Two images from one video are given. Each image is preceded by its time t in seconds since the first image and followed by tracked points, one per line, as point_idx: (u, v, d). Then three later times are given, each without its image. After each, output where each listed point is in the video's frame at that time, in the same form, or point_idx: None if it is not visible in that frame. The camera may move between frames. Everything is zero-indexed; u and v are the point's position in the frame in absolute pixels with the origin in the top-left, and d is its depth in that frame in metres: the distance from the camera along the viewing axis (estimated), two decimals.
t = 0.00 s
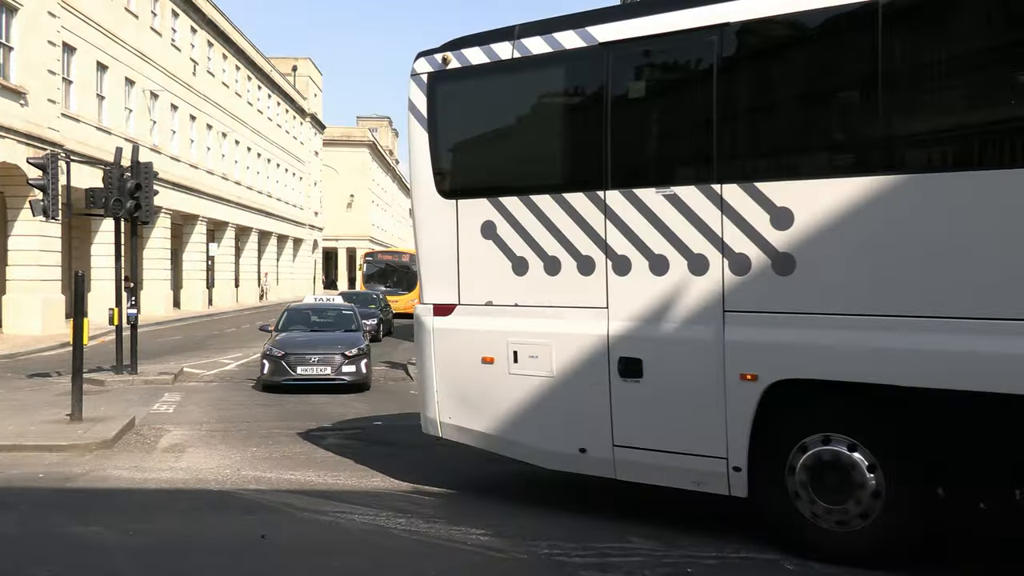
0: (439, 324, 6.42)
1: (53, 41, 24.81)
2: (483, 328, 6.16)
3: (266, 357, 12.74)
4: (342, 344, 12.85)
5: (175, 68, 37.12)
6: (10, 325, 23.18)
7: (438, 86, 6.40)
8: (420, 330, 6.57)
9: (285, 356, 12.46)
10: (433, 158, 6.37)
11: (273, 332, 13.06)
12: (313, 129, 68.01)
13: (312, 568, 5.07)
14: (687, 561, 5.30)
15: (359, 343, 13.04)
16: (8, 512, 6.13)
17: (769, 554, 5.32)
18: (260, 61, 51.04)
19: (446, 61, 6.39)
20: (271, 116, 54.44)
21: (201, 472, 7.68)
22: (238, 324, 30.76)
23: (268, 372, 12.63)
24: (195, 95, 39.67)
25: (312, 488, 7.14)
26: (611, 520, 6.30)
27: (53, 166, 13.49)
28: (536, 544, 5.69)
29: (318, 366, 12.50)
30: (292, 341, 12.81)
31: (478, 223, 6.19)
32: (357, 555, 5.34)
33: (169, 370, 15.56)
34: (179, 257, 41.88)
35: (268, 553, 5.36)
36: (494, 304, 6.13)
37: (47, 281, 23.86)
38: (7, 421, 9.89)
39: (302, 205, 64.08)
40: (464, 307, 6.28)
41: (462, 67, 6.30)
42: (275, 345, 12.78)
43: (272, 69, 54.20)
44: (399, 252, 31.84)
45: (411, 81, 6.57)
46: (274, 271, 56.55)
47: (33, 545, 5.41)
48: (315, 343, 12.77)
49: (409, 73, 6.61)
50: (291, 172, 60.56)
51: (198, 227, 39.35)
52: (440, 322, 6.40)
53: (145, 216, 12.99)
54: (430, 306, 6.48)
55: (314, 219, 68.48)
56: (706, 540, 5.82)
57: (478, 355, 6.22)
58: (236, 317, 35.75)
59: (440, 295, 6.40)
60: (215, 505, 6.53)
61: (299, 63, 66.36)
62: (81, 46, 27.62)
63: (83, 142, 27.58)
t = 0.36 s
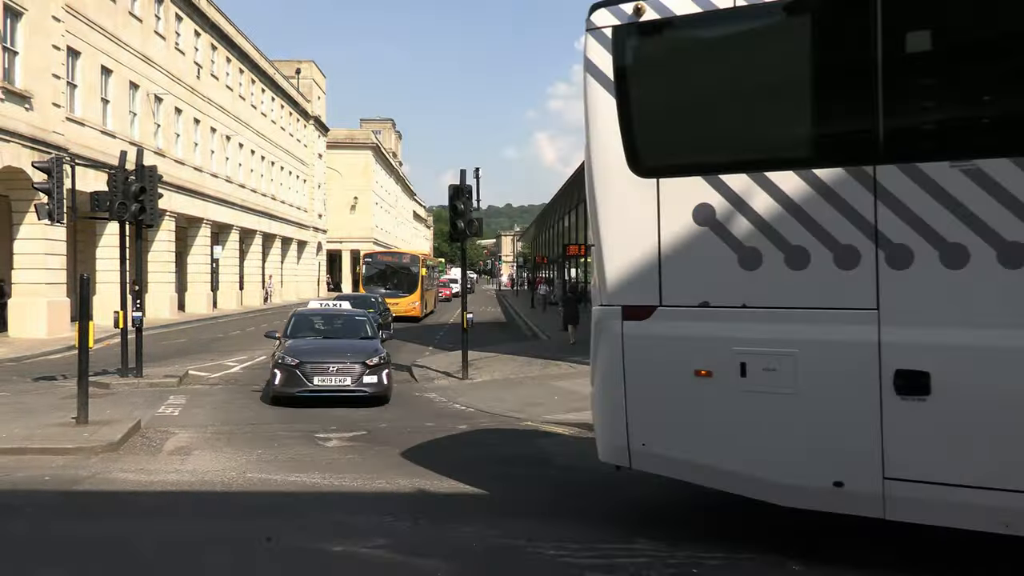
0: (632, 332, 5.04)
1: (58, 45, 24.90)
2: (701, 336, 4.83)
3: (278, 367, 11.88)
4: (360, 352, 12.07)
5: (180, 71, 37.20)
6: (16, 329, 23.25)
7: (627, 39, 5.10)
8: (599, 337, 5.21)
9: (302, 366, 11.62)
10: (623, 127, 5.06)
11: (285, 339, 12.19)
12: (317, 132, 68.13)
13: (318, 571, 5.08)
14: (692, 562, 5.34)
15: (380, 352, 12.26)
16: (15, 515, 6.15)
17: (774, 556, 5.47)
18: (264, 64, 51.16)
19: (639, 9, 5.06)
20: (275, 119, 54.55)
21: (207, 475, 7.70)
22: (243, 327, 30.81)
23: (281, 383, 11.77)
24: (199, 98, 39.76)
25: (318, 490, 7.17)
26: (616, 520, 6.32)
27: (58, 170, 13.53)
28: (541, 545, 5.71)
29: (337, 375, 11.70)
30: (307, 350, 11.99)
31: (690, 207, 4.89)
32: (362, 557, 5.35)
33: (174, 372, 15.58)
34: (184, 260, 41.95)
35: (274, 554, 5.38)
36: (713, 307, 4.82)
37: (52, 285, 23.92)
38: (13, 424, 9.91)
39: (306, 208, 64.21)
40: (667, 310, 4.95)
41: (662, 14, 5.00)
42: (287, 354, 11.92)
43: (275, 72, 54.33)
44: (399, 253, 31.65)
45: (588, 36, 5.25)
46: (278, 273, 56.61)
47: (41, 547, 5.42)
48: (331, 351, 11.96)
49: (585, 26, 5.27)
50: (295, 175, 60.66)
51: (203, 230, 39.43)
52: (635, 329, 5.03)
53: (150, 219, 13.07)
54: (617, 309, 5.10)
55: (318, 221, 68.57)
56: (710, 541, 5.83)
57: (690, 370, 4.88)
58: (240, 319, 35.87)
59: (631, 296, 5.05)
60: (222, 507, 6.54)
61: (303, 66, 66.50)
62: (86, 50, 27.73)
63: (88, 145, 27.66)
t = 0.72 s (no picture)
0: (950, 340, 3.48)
1: (69, 48, 25.03)
2: None
3: (305, 378, 10.67)
4: (395, 360, 10.96)
5: (189, 74, 37.35)
6: (29, 330, 23.40)
7: None
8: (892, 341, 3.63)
9: (333, 378, 10.50)
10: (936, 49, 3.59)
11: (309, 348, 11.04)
12: (326, 134, 68.31)
13: (329, 571, 5.07)
14: (704, 563, 5.32)
15: (417, 358, 11.16)
16: (28, 516, 6.17)
17: (787, 557, 5.42)
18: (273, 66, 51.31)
19: None
20: (284, 121, 54.71)
21: (218, 475, 7.71)
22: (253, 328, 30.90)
23: (309, 397, 10.57)
24: (209, 101, 39.92)
25: (328, 491, 7.17)
26: (627, 521, 6.30)
27: (69, 173, 13.58)
28: (553, 545, 5.69)
29: (373, 388, 10.58)
30: (335, 358, 10.82)
31: None
32: (373, 558, 5.34)
33: (185, 373, 15.63)
34: (195, 262, 42.12)
35: (285, 555, 5.38)
36: None
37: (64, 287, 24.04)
38: (26, 425, 9.95)
39: (315, 209, 64.41)
40: (1000, 313, 3.36)
41: None
42: (315, 364, 10.79)
43: (284, 74, 54.48)
44: (405, 253, 31.24)
45: None
46: (288, 275, 56.78)
47: (54, 548, 5.43)
48: (363, 360, 10.82)
49: None
50: (304, 177, 60.83)
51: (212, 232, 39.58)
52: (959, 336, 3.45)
53: (161, 221, 13.10)
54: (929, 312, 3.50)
55: (328, 222, 68.75)
56: (723, 541, 5.79)
57: None
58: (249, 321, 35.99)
59: (934, 290, 3.47)
60: (233, 508, 6.54)
61: (312, 68, 66.66)
62: (97, 53, 27.87)
63: (99, 148, 27.79)
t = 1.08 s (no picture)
0: None
1: (84, 48, 25.22)
2: None
3: (353, 391, 9.18)
4: (452, 369, 9.53)
5: (203, 74, 37.54)
6: (45, 329, 23.58)
7: None
8: None
9: (386, 391, 9.03)
10: None
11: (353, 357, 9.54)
12: (339, 134, 68.51)
13: (342, 570, 5.07)
14: (717, 563, 5.29)
15: (474, 366, 9.74)
16: (46, 513, 6.21)
17: (801, 559, 5.38)
18: (286, 66, 51.46)
19: None
20: (297, 120, 54.90)
21: (231, 473, 7.75)
22: (266, 327, 31.05)
23: (359, 413, 9.11)
24: (222, 101, 40.11)
25: (340, 489, 7.18)
26: (641, 521, 6.27)
27: (85, 173, 13.65)
28: (565, 545, 5.67)
29: (433, 401, 9.16)
30: (386, 367, 9.35)
31: None
32: (385, 557, 5.33)
33: (199, 372, 15.70)
34: (208, 261, 42.36)
35: (298, 553, 5.39)
36: None
37: (80, 286, 24.22)
38: (42, 423, 10.02)
39: (328, 209, 64.64)
40: None
41: None
42: (362, 375, 9.28)
43: (297, 74, 54.65)
44: (413, 252, 30.59)
45: None
46: (301, 274, 56.97)
47: (70, 545, 5.47)
48: (417, 369, 9.37)
49: None
50: (317, 176, 61.01)
51: (226, 232, 39.79)
52: None
53: (175, 221, 13.14)
54: None
55: (340, 222, 68.94)
56: (736, 542, 5.76)
57: None
58: (263, 320, 36.17)
59: None
60: (246, 506, 6.56)
61: (325, 68, 66.84)
62: (112, 54, 28.07)
63: (114, 148, 27.99)
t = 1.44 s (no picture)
0: None
1: (96, 48, 25.37)
2: None
3: (428, 403, 8.16)
4: (533, 375, 8.55)
5: (214, 73, 37.70)
6: (59, 328, 23.74)
7: None
8: None
9: (469, 404, 8.02)
10: None
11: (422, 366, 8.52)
12: (349, 132, 68.65)
13: (353, 567, 5.07)
14: (729, 562, 5.26)
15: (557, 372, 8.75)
16: (59, 511, 6.24)
17: (814, 557, 5.34)
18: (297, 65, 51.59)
19: None
20: (308, 119, 55.04)
21: (243, 471, 7.78)
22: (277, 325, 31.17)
23: (438, 428, 8.08)
24: (233, 100, 40.26)
25: (351, 487, 7.19)
26: (653, 519, 6.24)
27: (97, 172, 13.73)
28: (576, 543, 5.65)
29: (521, 414, 8.18)
30: (461, 375, 8.34)
31: None
32: (397, 555, 5.33)
33: (211, 370, 15.75)
34: (220, 260, 42.56)
35: (309, 551, 5.40)
36: None
37: (92, 286, 24.39)
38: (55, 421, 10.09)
39: (338, 207, 64.78)
40: None
41: None
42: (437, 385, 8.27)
43: (308, 72, 54.73)
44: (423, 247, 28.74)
45: None
46: (312, 272, 57.13)
47: (83, 542, 5.49)
48: (497, 378, 8.36)
49: None
50: (327, 175, 61.18)
51: (237, 231, 39.95)
52: None
53: (187, 220, 13.20)
54: None
55: (351, 221, 69.11)
56: (748, 540, 5.73)
57: None
58: (274, 318, 36.29)
59: None
60: (258, 504, 6.58)
61: (336, 67, 66.98)
62: (124, 54, 28.21)
63: (126, 147, 28.14)
